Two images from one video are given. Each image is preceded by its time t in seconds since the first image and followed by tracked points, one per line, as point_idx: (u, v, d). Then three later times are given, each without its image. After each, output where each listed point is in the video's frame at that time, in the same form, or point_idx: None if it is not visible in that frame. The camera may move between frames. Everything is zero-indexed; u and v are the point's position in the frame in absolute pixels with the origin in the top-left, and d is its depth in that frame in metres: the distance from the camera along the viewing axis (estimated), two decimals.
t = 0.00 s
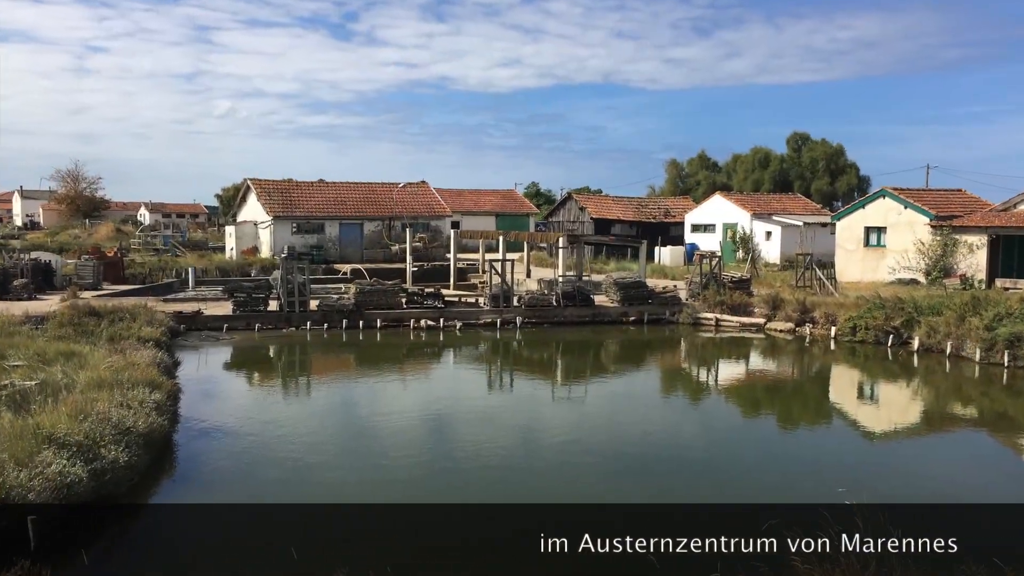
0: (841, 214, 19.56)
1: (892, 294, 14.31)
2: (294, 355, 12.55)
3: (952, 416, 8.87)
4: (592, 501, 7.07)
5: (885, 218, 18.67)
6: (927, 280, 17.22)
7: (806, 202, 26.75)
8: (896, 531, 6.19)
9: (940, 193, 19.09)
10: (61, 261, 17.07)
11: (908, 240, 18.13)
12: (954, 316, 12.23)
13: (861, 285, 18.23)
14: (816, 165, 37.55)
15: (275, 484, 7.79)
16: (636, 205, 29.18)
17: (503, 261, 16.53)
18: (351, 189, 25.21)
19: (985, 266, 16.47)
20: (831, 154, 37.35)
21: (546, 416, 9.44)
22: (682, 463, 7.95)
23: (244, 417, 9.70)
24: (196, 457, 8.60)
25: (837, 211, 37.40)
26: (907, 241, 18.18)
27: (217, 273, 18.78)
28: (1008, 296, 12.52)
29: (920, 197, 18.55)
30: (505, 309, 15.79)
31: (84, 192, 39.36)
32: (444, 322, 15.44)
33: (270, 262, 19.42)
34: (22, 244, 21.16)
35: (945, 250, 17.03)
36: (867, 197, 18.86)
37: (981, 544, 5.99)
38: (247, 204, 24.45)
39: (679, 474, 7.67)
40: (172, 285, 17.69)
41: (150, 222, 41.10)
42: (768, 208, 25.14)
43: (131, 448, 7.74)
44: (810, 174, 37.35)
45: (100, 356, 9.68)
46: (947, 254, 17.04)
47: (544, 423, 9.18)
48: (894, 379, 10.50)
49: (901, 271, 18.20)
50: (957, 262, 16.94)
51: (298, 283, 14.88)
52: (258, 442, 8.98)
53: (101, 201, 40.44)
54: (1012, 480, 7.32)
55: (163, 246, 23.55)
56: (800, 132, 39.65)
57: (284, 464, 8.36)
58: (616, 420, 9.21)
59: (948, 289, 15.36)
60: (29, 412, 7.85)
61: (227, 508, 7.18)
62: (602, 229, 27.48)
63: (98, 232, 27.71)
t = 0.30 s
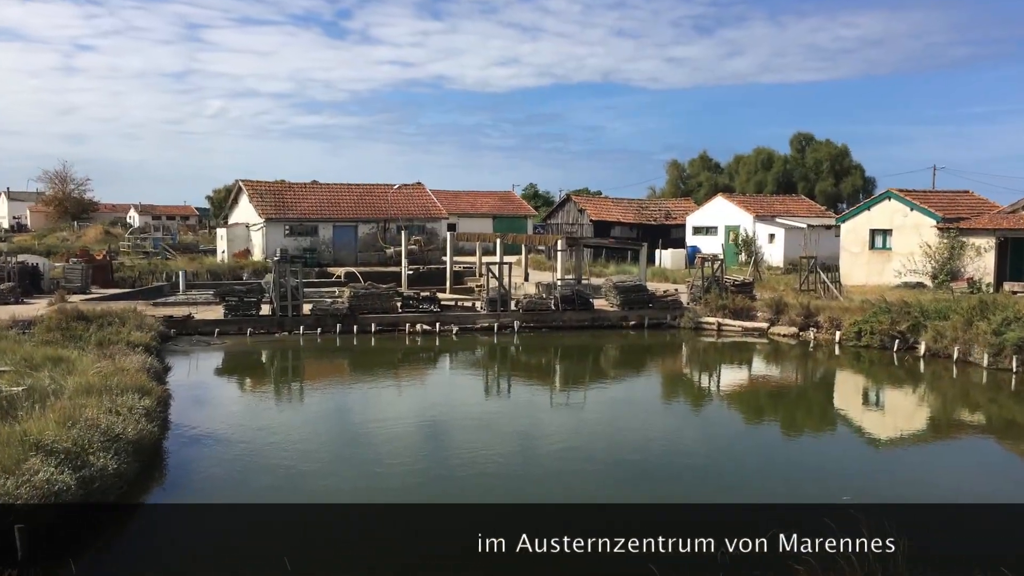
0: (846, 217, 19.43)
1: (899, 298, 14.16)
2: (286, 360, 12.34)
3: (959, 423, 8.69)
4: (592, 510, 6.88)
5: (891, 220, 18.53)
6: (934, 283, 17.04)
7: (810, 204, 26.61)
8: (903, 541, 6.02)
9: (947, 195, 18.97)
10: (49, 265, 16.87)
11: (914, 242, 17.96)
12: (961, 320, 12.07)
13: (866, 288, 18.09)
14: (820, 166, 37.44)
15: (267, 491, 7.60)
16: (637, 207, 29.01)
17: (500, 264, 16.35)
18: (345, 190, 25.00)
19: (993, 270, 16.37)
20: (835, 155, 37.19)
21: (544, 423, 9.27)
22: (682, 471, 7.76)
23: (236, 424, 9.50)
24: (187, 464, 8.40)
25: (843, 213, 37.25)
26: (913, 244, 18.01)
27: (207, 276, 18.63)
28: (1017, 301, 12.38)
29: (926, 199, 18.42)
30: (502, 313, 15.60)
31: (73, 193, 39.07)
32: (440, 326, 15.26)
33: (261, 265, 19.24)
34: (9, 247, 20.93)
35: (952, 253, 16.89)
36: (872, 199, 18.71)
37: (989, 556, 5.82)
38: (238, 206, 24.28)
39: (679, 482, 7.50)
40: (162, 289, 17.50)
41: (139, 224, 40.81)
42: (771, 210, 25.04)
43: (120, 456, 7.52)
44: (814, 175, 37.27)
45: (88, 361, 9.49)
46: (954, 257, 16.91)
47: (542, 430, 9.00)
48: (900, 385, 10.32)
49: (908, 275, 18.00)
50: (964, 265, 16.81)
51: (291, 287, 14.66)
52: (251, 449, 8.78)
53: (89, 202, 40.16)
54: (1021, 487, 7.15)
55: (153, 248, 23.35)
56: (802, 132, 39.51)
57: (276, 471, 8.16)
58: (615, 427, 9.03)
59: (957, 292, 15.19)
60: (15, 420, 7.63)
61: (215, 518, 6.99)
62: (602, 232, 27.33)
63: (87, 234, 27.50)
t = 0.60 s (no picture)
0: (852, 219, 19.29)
1: (906, 301, 14.01)
2: (279, 366, 12.14)
3: (967, 430, 8.52)
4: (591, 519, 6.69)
5: (897, 223, 18.39)
6: (941, 287, 16.80)
7: (814, 206, 26.49)
8: (911, 552, 5.84)
9: (955, 197, 18.83)
10: (36, 268, 16.66)
11: (921, 245, 17.81)
12: (969, 325, 11.93)
13: (872, 292, 17.94)
14: (825, 167, 37.31)
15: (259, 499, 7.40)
16: (637, 209, 28.84)
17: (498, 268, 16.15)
18: (338, 192, 24.79)
19: (1001, 273, 16.22)
20: (840, 156, 37.09)
21: (543, 430, 9.07)
22: (683, 479, 7.58)
23: (227, 430, 9.30)
24: (178, 471, 8.19)
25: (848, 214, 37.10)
26: (920, 247, 17.87)
27: (198, 280, 18.45)
28: None
29: (932, 201, 18.28)
30: (500, 317, 15.42)
31: (61, 195, 38.83)
32: (436, 331, 15.07)
33: (253, 269, 19.04)
34: None
35: (959, 256, 16.74)
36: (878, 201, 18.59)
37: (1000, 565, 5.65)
38: (230, 208, 24.09)
39: (680, 490, 7.31)
40: (151, 292, 17.29)
41: (129, 226, 40.56)
42: (774, 212, 24.91)
43: (109, 463, 7.27)
44: (819, 177, 37.16)
45: (76, 366, 9.29)
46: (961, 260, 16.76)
47: (540, 437, 8.81)
48: (906, 391, 10.15)
49: (914, 278, 17.86)
50: (971, 268, 16.67)
51: (284, 290, 14.44)
52: (242, 457, 8.57)
53: (77, 204, 39.92)
54: None
55: (143, 251, 23.15)
56: (805, 133, 39.41)
57: (267, 479, 7.96)
58: (615, 434, 8.84)
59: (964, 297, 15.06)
60: None
61: (201, 528, 6.78)
62: (601, 234, 27.15)
63: (76, 236, 27.31)
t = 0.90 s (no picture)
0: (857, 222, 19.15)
1: (912, 305, 13.84)
2: (271, 372, 11.94)
3: (974, 437, 8.34)
4: (591, 529, 6.50)
5: (903, 225, 18.24)
6: (948, 291, 16.76)
7: (818, 208, 26.38)
8: (919, 563, 5.66)
9: (963, 198, 18.69)
10: (22, 272, 16.44)
11: (928, 248, 17.67)
12: (976, 330, 11.80)
13: (878, 296, 17.79)
14: (829, 168, 37.34)
15: (248, 508, 7.18)
16: (637, 211, 28.68)
17: (495, 272, 15.95)
18: (332, 194, 24.58)
19: (1010, 276, 16.07)
20: (844, 157, 37.14)
21: (540, 437, 8.89)
22: (684, 486, 7.39)
23: (219, 437, 9.10)
24: (167, 479, 7.97)
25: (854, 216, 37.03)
26: (927, 249, 17.72)
27: (188, 284, 18.24)
28: None
29: (939, 203, 18.13)
30: (497, 322, 15.26)
31: (47, 197, 38.54)
32: (431, 335, 14.87)
33: (244, 272, 18.83)
34: None
35: (967, 259, 16.59)
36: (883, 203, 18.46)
37: None
38: (221, 210, 23.88)
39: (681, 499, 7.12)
40: (140, 296, 17.05)
41: (118, 228, 40.26)
42: (778, 214, 24.79)
43: (97, 471, 7.03)
44: (823, 178, 37.15)
45: (64, 372, 9.08)
46: (969, 263, 16.61)
47: (538, 444, 8.63)
48: (912, 398, 9.98)
49: (920, 282, 17.72)
50: (980, 271, 16.52)
51: (276, 294, 14.22)
52: (234, 464, 8.37)
53: (65, 206, 39.59)
54: None
55: (131, 254, 22.90)
56: (811, 133, 39.51)
57: (257, 487, 7.76)
58: (614, 441, 8.65)
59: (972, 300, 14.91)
60: None
61: (190, 537, 6.56)
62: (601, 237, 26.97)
63: (63, 239, 27.04)
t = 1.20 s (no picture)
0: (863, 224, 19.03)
1: (920, 310, 13.69)
2: (263, 378, 11.74)
3: (982, 445, 8.17)
4: (591, 540, 6.30)
5: (910, 228, 18.09)
6: (956, 295, 16.64)
7: (823, 210, 26.27)
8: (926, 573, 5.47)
9: (971, 200, 18.54)
10: (8, 276, 16.25)
11: (935, 251, 17.52)
12: (984, 335, 11.65)
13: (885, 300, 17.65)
14: (834, 170, 37.33)
15: (237, 517, 6.96)
16: (638, 213, 28.51)
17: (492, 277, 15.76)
18: (326, 197, 24.39)
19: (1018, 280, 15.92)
20: (850, 158, 37.16)
21: (539, 445, 8.69)
22: (685, 495, 7.20)
23: (209, 445, 8.90)
24: (155, 488, 7.75)
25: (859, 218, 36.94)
26: (934, 252, 17.58)
27: (178, 287, 18.08)
28: None
29: (946, 205, 17.98)
30: (494, 326, 15.03)
31: (34, 199, 38.37)
32: (426, 341, 14.69)
33: (234, 276, 18.66)
34: None
35: (975, 262, 16.45)
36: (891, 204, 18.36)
37: None
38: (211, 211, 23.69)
39: (682, 508, 6.93)
40: (130, 300, 16.86)
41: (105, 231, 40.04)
42: (783, 216, 24.68)
43: (86, 479, 6.83)
44: (828, 179, 37.08)
45: (51, 378, 8.88)
46: (977, 266, 16.47)
47: (536, 452, 8.43)
48: (919, 404, 9.80)
49: (927, 285, 17.59)
50: (988, 275, 16.37)
51: (268, 298, 14.01)
52: (225, 472, 8.16)
53: (51, 209, 39.38)
54: None
55: (120, 257, 22.70)
56: (816, 132, 39.35)
57: (248, 496, 7.55)
58: (614, 449, 8.46)
59: (980, 306, 14.78)
60: None
61: (176, 548, 6.34)
62: (601, 240, 26.83)
63: (50, 242, 26.84)
